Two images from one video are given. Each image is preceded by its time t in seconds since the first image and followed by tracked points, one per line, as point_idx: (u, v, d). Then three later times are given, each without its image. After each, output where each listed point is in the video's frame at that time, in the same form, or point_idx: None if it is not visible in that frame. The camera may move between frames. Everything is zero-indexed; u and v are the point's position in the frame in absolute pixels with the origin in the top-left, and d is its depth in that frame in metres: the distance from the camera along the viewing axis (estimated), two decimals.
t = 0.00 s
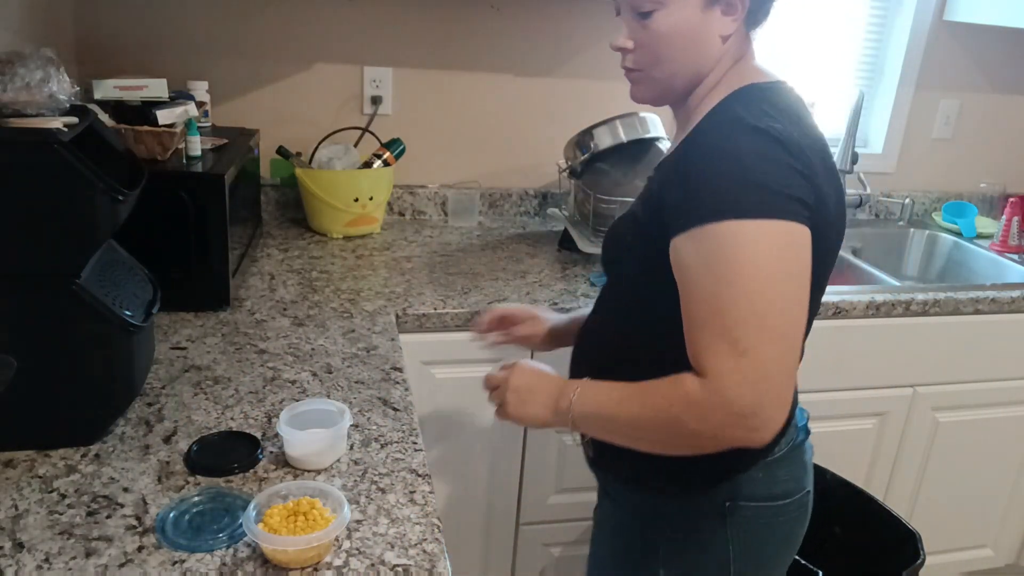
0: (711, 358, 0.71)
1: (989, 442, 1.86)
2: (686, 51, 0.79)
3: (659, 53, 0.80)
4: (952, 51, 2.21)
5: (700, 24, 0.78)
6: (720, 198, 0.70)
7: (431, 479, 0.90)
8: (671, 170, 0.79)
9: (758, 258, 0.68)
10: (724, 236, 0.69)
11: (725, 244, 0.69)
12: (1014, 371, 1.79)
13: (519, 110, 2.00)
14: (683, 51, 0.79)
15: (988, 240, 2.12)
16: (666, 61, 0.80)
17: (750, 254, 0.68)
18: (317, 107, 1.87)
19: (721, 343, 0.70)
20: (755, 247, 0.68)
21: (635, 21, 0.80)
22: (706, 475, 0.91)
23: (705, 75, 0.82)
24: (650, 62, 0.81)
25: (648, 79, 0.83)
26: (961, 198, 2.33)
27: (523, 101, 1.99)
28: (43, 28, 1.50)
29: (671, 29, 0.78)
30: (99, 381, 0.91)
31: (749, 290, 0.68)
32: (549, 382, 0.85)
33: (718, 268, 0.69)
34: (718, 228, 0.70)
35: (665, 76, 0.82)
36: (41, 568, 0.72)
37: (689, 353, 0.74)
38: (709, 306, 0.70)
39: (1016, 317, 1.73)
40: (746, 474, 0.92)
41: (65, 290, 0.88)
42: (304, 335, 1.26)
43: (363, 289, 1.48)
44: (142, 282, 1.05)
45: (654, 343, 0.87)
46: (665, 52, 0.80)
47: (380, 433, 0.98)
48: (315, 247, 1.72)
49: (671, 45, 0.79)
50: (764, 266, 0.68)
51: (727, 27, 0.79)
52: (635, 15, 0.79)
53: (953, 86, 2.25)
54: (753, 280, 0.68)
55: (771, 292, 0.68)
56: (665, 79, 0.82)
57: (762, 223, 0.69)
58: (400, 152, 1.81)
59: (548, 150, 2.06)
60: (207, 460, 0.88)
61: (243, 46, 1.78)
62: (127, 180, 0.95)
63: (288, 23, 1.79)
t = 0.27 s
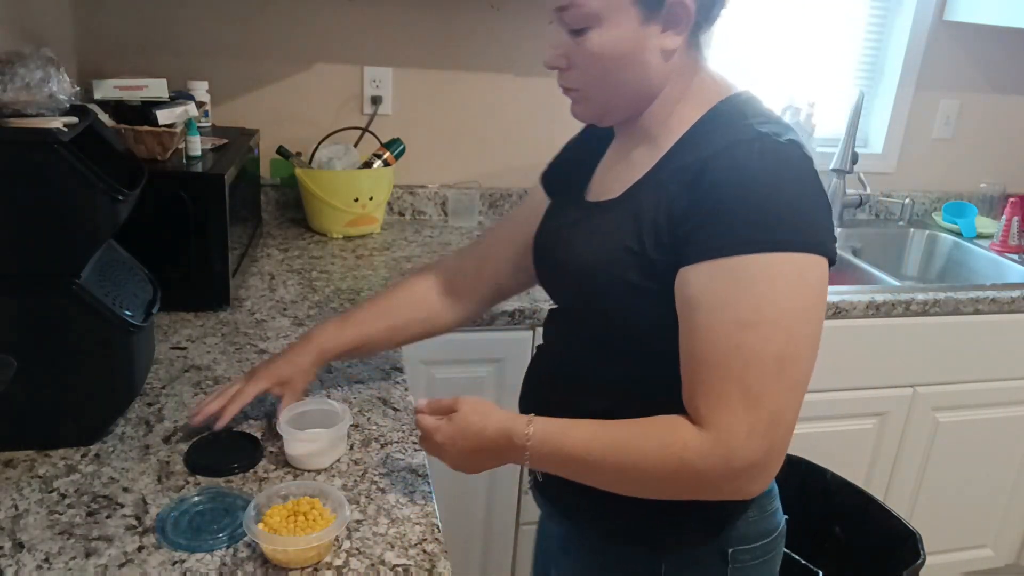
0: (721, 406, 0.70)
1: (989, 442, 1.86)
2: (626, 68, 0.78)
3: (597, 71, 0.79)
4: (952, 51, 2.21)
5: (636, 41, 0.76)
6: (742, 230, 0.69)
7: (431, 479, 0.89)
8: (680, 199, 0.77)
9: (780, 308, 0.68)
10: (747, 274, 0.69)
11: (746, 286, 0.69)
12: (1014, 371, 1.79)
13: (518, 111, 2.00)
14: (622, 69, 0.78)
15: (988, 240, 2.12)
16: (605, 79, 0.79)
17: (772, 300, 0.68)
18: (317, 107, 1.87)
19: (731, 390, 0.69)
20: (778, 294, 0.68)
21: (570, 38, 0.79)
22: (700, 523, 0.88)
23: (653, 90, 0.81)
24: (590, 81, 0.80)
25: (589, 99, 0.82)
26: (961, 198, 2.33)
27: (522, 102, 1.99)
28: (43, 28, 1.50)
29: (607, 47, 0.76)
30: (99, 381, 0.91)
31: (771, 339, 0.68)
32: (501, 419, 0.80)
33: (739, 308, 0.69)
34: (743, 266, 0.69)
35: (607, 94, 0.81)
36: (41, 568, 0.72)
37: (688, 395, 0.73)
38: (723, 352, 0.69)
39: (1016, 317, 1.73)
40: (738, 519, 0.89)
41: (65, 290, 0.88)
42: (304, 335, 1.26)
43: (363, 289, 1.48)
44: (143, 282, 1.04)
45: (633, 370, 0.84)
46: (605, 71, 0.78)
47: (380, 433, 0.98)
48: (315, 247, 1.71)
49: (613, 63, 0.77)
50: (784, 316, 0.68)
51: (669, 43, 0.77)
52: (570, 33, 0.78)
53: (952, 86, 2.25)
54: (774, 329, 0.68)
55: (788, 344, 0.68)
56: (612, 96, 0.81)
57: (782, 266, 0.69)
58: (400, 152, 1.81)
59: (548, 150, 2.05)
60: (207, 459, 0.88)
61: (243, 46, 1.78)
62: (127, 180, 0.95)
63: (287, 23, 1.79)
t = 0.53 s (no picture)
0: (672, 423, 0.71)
1: (989, 442, 1.86)
2: (585, 78, 0.76)
3: (552, 85, 0.77)
4: (952, 51, 2.21)
5: (591, 51, 0.75)
6: (727, 248, 0.69)
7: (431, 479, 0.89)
8: (652, 213, 0.76)
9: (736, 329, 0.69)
10: (708, 293, 0.69)
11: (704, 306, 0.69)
12: (1014, 371, 1.79)
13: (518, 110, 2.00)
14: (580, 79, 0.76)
15: (988, 240, 2.12)
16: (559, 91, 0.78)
17: (730, 323, 0.69)
18: (316, 107, 1.87)
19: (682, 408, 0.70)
20: (737, 316, 0.69)
21: (518, 54, 0.77)
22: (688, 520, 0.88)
23: (616, 96, 0.79)
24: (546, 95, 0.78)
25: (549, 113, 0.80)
26: (961, 198, 2.33)
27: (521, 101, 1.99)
28: (43, 28, 1.50)
29: (561, 61, 0.75)
30: (99, 382, 0.91)
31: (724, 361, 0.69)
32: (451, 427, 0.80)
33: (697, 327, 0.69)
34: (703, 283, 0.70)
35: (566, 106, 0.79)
36: (41, 568, 0.72)
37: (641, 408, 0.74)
38: (678, 371, 0.70)
39: (1016, 317, 1.73)
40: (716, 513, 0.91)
41: (65, 290, 0.87)
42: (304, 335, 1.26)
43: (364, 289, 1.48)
44: (143, 282, 1.04)
45: (618, 380, 0.83)
46: (561, 84, 0.77)
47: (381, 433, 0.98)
48: (315, 247, 1.72)
49: (568, 78, 0.76)
50: (742, 338, 0.69)
51: (625, 50, 0.76)
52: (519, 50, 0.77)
53: (953, 86, 2.25)
54: (730, 352, 0.69)
55: (747, 369, 0.69)
56: (571, 109, 0.80)
57: (753, 285, 0.69)
58: (400, 152, 1.81)
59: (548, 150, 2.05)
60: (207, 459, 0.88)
61: (242, 46, 1.78)
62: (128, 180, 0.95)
63: (287, 23, 1.79)
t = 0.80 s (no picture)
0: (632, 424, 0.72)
1: (988, 442, 1.86)
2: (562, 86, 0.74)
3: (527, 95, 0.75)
4: (952, 50, 2.21)
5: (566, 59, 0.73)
6: (691, 254, 0.68)
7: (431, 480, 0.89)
8: (618, 216, 0.74)
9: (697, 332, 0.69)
10: (672, 297, 0.69)
11: (667, 310, 0.69)
12: (1013, 371, 1.79)
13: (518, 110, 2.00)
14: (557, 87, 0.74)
15: (988, 240, 2.12)
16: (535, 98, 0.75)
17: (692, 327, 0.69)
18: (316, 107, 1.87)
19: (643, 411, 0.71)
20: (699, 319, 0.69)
21: (490, 65, 0.74)
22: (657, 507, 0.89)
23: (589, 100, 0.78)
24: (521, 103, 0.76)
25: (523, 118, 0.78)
26: (962, 197, 2.33)
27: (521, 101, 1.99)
28: (43, 28, 1.50)
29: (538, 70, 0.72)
30: (98, 382, 0.91)
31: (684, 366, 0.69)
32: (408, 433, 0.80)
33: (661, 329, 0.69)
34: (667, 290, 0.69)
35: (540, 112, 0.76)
36: (40, 568, 0.72)
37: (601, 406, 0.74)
38: (640, 374, 0.70)
39: (1016, 317, 1.73)
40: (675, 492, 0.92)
41: (65, 290, 0.88)
42: (304, 335, 1.26)
43: (364, 290, 1.48)
44: (143, 282, 1.04)
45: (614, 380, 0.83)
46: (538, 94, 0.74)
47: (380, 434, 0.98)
48: (315, 247, 1.72)
49: (543, 90, 0.74)
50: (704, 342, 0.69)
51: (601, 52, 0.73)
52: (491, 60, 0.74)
53: (953, 85, 2.25)
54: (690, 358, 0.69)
55: (703, 372, 0.70)
56: (546, 119, 0.77)
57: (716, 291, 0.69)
58: (400, 152, 1.81)
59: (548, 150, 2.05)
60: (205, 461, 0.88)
61: (241, 46, 1.78)
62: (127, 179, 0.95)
63: (287, 23, 1.79)
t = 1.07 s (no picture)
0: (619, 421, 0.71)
1: (987, 442, 1.86)
2: (550, 90, 0.74)
3: (514, 101, 0.74)
4: (952, 50, 2.21)
5: (553, 64, 0.72)
6: (676, 256, 0.69)
7: (431, 479, 0.89)
8: (603, 216, 0.74)
9: (682, 328, 0.69)
10: (658, 294, 0.69)
11: (654, 307, 0.69)
12: (1013, 371, 1.79)
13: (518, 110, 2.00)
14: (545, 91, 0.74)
15: (988, 240, 2.12)
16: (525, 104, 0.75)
17: (678, 323, 0.69)
18: (317, 107, 1.87)
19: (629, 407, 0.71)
20: (685, 316, 0.69)
21: (478, 72, 0.74)
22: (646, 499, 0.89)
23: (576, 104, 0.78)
24: (509, 107, 0.75)
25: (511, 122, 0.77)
26: (962, 198, 2.33)
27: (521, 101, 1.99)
28: (43, 28, 1.50)
29: (525, 77, 0.72)
30: (98, 382, 0.91)
31: (670, 364, 0.69)
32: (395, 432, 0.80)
33: (648, 327, 0.69)
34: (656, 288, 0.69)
35: (528, 116, 0.76)
36: (41, 568, 0.72)
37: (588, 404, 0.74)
38: (626, 373, 0.70)
39: (1016, 317, 1.73)
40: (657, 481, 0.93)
41: (65, 290, 0.88)
42: (304, 335, 1.26)
43: (363, 290, 1.48)
44: (142, 282, 1.04)
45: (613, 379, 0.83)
46: (526, 99, 0.74)
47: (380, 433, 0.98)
48: (315, 247, 1.72)
49: (533, 94, 0.74)
50: (690, 339, 0.69)
51: (588, 56, 0.73)
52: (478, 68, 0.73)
53: (953, 86, 2.25)
54: (676, 355, 0.69)
55: (687, 370, 0.70)
56: (535, 123, 0.77)
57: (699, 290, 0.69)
58: (400, 152, 1.81)
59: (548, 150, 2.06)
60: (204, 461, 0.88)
61: (241, 46, 1.78)
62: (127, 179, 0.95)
63: (287, 23, 1.79)
